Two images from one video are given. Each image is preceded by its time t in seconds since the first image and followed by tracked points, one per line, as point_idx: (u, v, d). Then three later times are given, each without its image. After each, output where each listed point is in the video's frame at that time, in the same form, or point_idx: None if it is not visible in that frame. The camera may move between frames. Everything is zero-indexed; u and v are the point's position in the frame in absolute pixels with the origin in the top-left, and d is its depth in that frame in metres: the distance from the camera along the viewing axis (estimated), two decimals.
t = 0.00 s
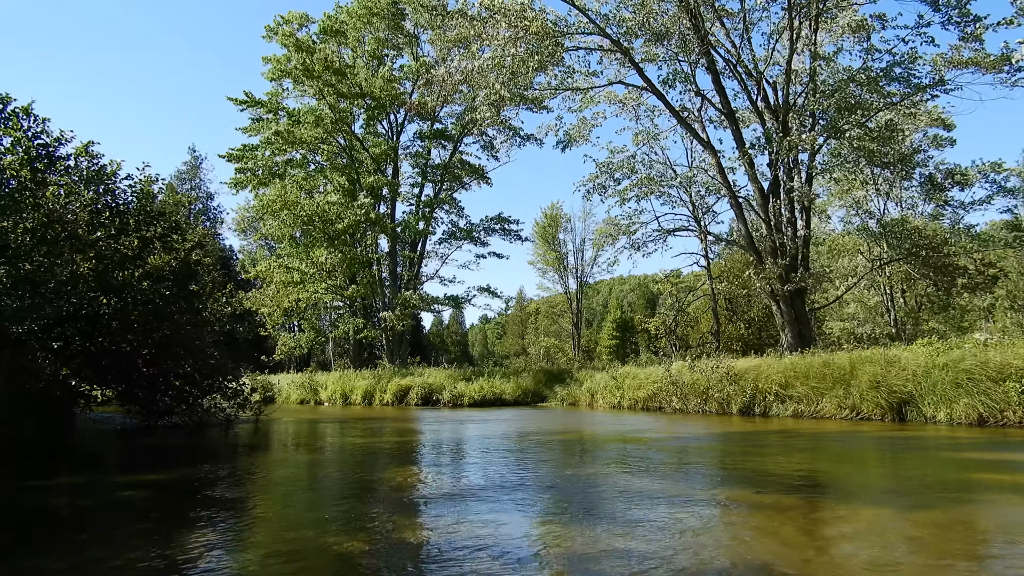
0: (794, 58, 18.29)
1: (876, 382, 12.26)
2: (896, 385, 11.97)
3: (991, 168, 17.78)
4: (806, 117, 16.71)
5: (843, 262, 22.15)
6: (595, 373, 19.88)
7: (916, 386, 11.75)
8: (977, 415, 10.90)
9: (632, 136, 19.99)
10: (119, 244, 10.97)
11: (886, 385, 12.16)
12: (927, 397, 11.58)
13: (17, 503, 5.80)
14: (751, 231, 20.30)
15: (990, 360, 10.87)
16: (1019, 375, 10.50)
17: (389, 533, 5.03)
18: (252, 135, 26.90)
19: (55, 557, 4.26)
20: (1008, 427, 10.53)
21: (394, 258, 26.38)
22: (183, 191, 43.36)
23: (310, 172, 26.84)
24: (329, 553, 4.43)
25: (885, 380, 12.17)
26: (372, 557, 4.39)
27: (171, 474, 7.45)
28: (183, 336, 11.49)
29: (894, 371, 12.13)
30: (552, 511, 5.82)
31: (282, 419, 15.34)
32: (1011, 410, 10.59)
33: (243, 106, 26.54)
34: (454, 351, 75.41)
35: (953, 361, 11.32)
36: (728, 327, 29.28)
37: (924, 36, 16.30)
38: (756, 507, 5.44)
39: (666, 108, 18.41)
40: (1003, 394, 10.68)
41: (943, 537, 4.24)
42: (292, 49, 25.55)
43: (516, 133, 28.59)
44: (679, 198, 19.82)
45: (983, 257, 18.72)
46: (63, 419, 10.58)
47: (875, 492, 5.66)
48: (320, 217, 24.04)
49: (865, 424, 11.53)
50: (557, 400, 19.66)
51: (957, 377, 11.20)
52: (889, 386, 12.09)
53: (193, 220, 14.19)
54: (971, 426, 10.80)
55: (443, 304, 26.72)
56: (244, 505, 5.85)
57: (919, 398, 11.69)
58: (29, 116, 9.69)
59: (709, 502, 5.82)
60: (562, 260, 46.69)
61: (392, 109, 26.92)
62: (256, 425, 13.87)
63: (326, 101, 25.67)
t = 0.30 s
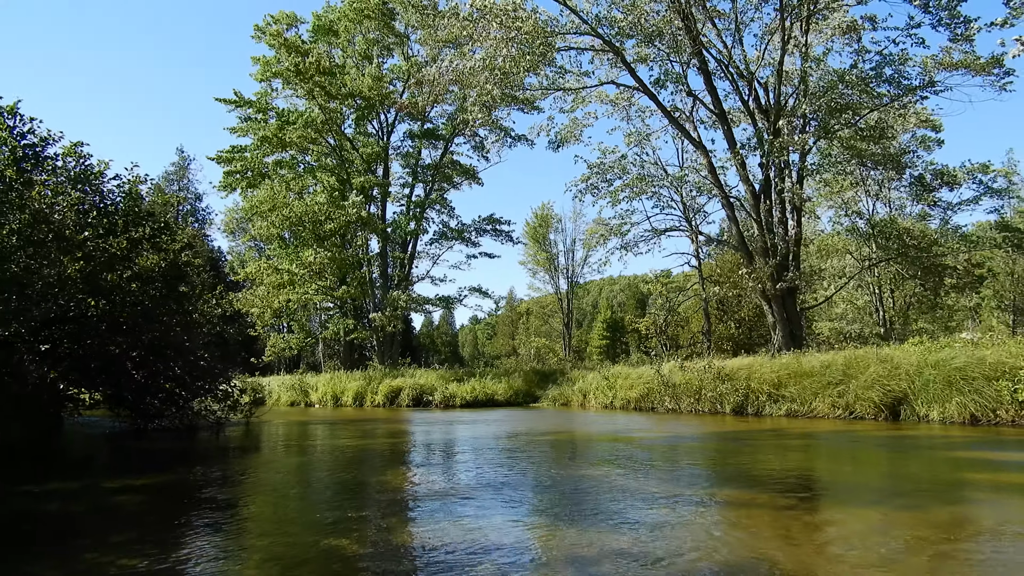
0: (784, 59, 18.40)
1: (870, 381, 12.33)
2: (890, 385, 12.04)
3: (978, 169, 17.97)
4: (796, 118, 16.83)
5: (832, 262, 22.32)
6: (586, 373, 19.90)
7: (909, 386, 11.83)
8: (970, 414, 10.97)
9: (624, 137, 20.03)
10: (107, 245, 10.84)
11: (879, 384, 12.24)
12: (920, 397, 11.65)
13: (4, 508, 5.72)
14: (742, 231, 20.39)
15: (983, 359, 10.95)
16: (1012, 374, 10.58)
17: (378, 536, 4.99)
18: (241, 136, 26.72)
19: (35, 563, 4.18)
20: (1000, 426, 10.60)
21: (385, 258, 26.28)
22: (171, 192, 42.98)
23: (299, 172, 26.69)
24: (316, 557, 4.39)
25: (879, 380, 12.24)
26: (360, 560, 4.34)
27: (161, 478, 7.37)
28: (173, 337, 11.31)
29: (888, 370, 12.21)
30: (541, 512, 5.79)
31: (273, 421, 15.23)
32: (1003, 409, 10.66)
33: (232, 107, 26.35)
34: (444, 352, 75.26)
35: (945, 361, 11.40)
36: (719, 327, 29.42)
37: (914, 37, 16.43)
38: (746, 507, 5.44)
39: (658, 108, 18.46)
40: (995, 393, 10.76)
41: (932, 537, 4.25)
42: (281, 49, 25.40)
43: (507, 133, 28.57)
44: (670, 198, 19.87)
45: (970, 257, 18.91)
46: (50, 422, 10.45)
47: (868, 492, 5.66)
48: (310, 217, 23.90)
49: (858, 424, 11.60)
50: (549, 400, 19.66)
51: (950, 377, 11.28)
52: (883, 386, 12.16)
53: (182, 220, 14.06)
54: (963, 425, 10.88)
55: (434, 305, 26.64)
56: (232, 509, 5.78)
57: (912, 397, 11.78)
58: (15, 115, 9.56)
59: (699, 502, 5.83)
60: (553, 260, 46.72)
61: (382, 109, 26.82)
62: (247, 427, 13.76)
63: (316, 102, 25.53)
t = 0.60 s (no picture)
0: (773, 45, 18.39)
1: (859, 366, 12.50)
2: (878, 369, 12.21)
3: (962, 155, 18.15)
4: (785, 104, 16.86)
5: (819, 249, 22.51)
6: (575, 359, 19.99)
7: (897, 370, 12.00)
8: (957, 397, 11.13)
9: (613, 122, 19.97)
10: (91, 231, 10.65)
11: (868, 369, 12.40)
12: (909, 380, 11.83)
13: None
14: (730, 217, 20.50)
15: (971, 343, 11.11)
16: (998, 357, 10.75)
17: (370, 522, 5.00)
18: (224, 121, 26.31)
19: (21, 553, 4.13)
20: (987, 409, 10.76)
21: (372, 245, 26.11)
22: (152, 178, 42.27)
23: (284, 158, 26.36)
24: (308, 543, 4.38)
25: (867, 364, 12.41)
26: (352, 546, 4.34)
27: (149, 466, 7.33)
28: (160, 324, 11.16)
29: (877, 355, 12.38)
30: (530, 497, 5.83)
31: (262, 408, 15.15)
32: (990, 392, 10.81)
33: (215, 91, 25.91)
34: (432, 339, 75.18)
35: (933, 346, 11.58)
36: (706, 313, 29.63)
37: (902, 23, 16.49)
38: (734, 491, 5.51)
39: (647, 94, 18.41)
40: (982, 377, 10.91)
41: (916, 519, 4.33)
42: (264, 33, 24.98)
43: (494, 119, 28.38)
44: (659, 184, 19.89)
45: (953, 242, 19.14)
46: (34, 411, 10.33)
47: (855, 474, 5.75)
48: (295, 204, 23.64)
49: (847, 407, 11.76)
50: (537, 385, 19.74)
51: (939, 361, 11.43)
52: (871, 370, 12.33)
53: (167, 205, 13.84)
54: (950, 408, 11.05)
55: (422, 291, 26.56)
56: (221, 496, 5.75)
57: (900, 381, 11.95)
58: None
59: (687, 486, 5.89)
60: (540, 246, 46.69)
61: (368, 94, 26.50)
62: (235, 414, 13.69)
63: (301, 87, 25.17)
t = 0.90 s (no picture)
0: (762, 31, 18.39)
1: (848, 352, 12.64)
2: (867, 355, 12.35)
3: (947, 143, 18.30)
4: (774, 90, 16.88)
5: (805, 236, 22.69)
6: (563, 346, 20.06)
7: (886, 354, 12.14)
8: (945, 383, 11.22)
9: (602, 109, 19.90)
10: (73, 216, 10.47)
11: (856, 355, 12.54)
12: (897, 365, 11.96)
13: None
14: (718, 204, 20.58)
15: (960, 329, 11.24)
16: (987, 343, 10.87)
17: (355, 509, 5.00)
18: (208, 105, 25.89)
19: (9, 543, 4.11)
20: (974, 394, 10.85)
21: (359, 232, 25.93)
22: (134, 162, 41.55)
23: (269, 143, 26.03)
24: (293, 530, 4.38)
25: (856, 350, 12.56)
26: (338, 533, 4.34)
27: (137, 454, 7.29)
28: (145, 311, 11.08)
29: (866, 340, 12.50)
30: (516, 483, 5.86)
31: (250, 396, 15.07)
32: (979, 377, 10.87)
33: (198, 75, 25.47)
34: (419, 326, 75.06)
35: (922, 332, 11.71)
36: (693, 300, 29.83)
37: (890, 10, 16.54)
38: (718, 476, 5.57)
39: (637, 79, 18.35)
40: (970, 362, 11.00)
41: (896, 504, 4.39)
42: (248, 16, 24.55)
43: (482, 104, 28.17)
44: (648, 171, 19.91)
45: (937, 229, 19.36)
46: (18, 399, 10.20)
47: (840, 460, 5.81)
48: (281, 190, 23.39)
49: (835, 393, 11.89)
50: (525, 372, 19.81)
51: (928, 347, 11.55)
52: (860, 356, 12.47)
53: (151, 191, 13.63)
54: (938, 393, 11.20)
55: (410, 278, 26.45)
56: (207, 484, 5.72)
57: (889, 367, 12.09)
58: None
59: (672, 472, 5.94)
60: (527, 233, 46.64)
61: (354, 78, 26.18)
62: (222, 402, 13.61)
63: (286, 71, 24.82)
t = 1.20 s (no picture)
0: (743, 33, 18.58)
1: (828, 352, 12.82)
2: (847, 355, 12.54)
3: (922, 146, 18.65)
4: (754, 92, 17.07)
5: (783, 236, 22.98)
6: (545, 345, 20.09)
7: (865, 355, 12.33)
8: (925, 382, 11.43)
9: (584, 108, 19.95)
10: (47, 211, 10.24)
11: (836, 355, 12.73)
12: (877, 365, 12.15)
13: None
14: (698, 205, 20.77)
15: (940, 330, 11.45)
16: (967, 344, 11.08)
17: (333, 509, 4.95)
18: (185, 99, 25.44)
19: None
20: (952, 393, 11.04)
21: (338, 229, 25.69)
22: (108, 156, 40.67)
23: (248, 139, 25.66)
24: (270, 531, 4.32)
25: (836, 350, 12.74)
26: (317, 534, 4.29)
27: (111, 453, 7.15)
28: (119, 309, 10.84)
29: (845, 340, 12.70)
30: (495, 482, 5.85)
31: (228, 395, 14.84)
32: (957, 376, 11.08)
33: (175, 68, 25.00)
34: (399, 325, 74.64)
35: (902, 332, 11.92)
36: (673, 300, 30.08)
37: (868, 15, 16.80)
38: (697, 474, 5.61)
39: (619, 79, 18.43)
40: (949, 363, 11.21)
41: (873, 502, 4.45)
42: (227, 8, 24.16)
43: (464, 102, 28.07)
44: (629, 171, 20.01)
45: (912, 231, 19.72)
46: None
47: (818, 459, 5.88)
48: (259, 186, 23.08)
49: (816, 393, 12.05)
50: (506, 371, 19.80)
51: (908, 347, 11.74)
52: (840, 356, 12.65)
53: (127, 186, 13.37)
54: (917, 392, 11.39)
55: (390, 277, 26.27)
56: (183, 485, 5.61)
57: (868, 366, 12.28)
58: None
59: (654, 471, 5.96)
60: (508, 232, 46.61)
61: (335, 74, 25.91)
62: (199, 400, 13.40)
63: (265, 65, 24.50)
